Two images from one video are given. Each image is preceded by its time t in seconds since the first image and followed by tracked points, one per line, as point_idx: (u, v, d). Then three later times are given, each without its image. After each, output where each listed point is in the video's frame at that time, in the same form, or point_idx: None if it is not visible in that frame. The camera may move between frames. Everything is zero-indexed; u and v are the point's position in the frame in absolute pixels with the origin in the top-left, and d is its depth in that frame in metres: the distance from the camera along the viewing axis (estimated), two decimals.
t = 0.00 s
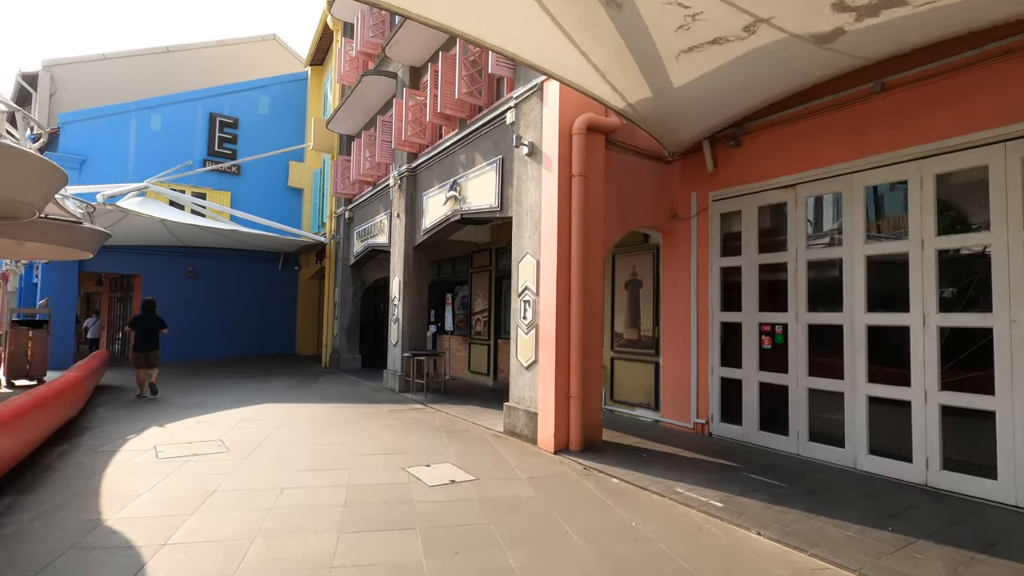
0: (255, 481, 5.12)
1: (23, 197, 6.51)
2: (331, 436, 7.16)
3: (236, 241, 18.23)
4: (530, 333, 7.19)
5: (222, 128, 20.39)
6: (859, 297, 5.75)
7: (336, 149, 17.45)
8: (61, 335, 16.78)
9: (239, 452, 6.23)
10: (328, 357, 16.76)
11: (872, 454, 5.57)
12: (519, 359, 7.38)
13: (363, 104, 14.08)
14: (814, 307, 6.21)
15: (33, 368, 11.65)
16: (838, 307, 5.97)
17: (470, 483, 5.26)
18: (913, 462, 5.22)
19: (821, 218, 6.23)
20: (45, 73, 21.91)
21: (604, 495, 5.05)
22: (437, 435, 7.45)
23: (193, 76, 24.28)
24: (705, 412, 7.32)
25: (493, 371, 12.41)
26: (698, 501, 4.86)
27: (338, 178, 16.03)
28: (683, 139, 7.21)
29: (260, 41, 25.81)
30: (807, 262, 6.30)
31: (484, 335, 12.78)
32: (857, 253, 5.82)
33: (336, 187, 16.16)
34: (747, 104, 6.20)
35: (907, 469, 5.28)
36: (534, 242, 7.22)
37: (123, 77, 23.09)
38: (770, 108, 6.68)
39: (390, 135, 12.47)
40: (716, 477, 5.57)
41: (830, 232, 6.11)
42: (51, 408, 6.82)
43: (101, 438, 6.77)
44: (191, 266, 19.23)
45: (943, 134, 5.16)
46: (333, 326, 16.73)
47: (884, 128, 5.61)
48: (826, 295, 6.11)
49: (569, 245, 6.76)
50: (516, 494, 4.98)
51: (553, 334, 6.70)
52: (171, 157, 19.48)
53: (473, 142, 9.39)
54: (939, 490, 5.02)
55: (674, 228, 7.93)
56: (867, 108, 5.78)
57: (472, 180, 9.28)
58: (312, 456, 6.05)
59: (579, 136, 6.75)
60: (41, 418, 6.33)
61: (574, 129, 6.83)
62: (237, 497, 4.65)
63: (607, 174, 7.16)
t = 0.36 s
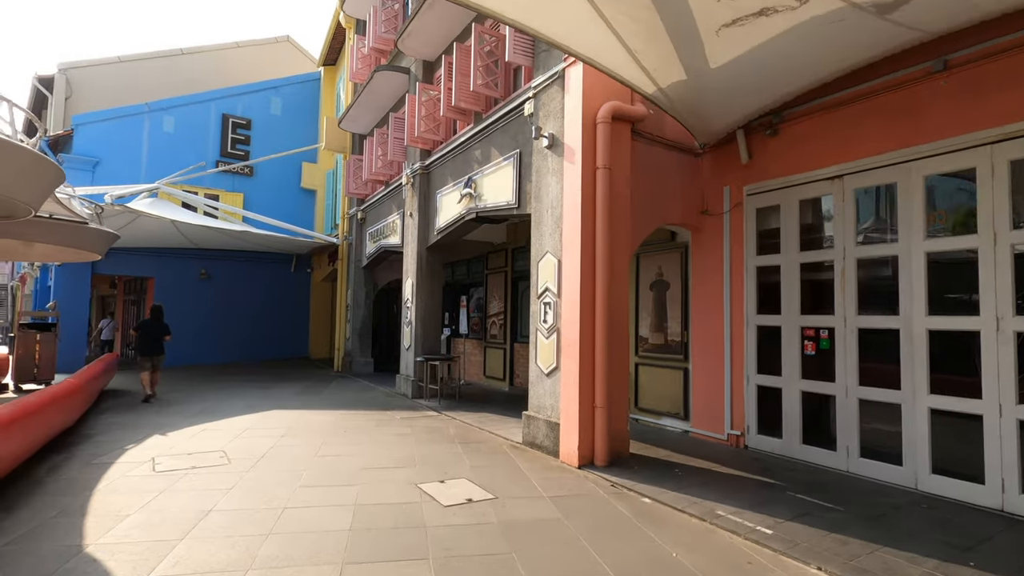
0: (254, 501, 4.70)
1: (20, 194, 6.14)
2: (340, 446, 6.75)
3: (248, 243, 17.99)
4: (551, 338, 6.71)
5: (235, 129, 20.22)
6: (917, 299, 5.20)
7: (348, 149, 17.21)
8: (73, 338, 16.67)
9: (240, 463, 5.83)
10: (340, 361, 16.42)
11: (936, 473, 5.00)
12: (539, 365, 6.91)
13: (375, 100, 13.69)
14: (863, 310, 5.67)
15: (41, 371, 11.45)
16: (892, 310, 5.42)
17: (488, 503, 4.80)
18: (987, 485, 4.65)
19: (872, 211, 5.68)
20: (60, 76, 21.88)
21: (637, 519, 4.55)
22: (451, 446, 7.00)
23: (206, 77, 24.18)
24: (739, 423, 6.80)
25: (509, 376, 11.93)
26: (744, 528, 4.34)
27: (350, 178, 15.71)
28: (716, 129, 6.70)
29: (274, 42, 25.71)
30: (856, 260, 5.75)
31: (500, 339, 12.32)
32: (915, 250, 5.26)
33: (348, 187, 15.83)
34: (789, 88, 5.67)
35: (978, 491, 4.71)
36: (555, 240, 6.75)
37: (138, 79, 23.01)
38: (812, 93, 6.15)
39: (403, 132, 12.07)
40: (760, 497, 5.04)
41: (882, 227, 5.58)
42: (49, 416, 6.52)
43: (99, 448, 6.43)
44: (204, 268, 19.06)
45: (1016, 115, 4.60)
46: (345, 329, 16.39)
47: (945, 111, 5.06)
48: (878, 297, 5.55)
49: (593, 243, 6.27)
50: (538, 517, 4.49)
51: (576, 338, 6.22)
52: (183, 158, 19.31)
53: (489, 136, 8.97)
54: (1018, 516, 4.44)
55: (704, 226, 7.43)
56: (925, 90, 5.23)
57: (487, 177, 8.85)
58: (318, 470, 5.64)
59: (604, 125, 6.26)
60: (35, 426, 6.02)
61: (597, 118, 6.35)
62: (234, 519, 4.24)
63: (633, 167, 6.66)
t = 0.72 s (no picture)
0: (273, 518, 4.35)
1: (36, 193, 6.01)
2: (365, 456, 6.37)
3: (277, 246, 17.96)
4: (590, 341, 6.24)
5: (264, 133, 20.26)
6: (1014, 299, 4.55)
7: (375, 150, 17.01)
8: (107, 340, 16.84)
9: (261, 474, 5.51)
10: (367, 365, 16.19)
11: None
12: (576, 371, 6.44)
13: (402, 99, 13.42)
14: (945, 311, 5.04)
15: (71, 374, 11.48)
16: (983, 311, 4.77)
17: (526, 524, 4.35)
18: None
19: (955, 200, 5.05)
20: (97, 84, 22.32)
21: (693, 546, 4.05)
22: (483, 457, 6.57)
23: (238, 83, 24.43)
24: (798, 436, 6.21)
25: (540, 381, 11.47)
26: (821, 560, 3.79)
27: (377, 179, 15.48)
28: (770, 114, 6.13)
29: (303, 47, 25.84)
30: (937, 256, 5.12)
31: (530, 343, 11.87)
32: (1010, 243, 4.62)
33: (375, 189, 15.61)
34: (859, 64, 5.09)
35: None
36: (594, 236, 6.28)
37: (171, 86, 23.35)
38: (882, 70, 5.54)
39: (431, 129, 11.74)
40: (832, 522, 4.47)
41: (967, 218, 4.94)
42: (69, 419, 6.29)
43: (118, 456, 6.19)
44: (233, 272, 19.10)
45: None
46: (372, 333, 16.15)
47: None
48: (966, 296, 4.91)
49: (637, 239, 5.77)
50: (583, 543, 4.01)
51: (618, 342, 5.71)
52: (213, 162, 19.45)
53: (520, 130, 8.56)
54: None
55: (755, 220, 6.86)
56: None
57: (519, 172, 8.43)
58: (342, 484, 5.27)
59: (647, 111, 5.76)
60: (52, 430, 5.77)
61: (640, 104, 5.85)
62: (251, 540, 3.88)
63: (679, 156, 6.15)
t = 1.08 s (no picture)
0: (270, 543, 3.95)
1: (23, 187, 5.74)
2: (373, 469, 5.98)
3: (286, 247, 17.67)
4: (614, 347, 5.80)
5: (272, 132, 19.99)
6: None
7: (384, 148, 16.69)
8: (113, 342, 16.63)
9: (260, 489, 5.12)
10: (376, 368, 15.86)
11: None
12: (599, 379, 5.99)
13: (412, 95, 13.07)
14: (1013, 315, 4.54)
15: (74, 377, 11.21)
16: None
17: (551, 552, 3.90)
18: None
19: None
20: (106, 85, 22.20)
21: None
22: (498, 470, 6.15)
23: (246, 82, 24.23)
24: (841, 451, 5.72)
25: (554, 387, 11.04)
26: None
27: (386, 178, 15.13)
28: (811, 101, 5.65)
29: (311, 47, 25.63)
30: (1004, 254, 4.62)
31: (544, 347, 11.45)
32: None
33: (384, 188, 15.25)
34: (917, 42, 4.61)
35: None
36: (619, 233, 5.84)
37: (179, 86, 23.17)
38: (938, 51, 5.05)
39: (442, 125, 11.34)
40: (894, 552, 3.99)
41: None
42: (62, 425, 5.99)
43: (112, 467, 5.84)
44: (242, 273, 18.83)
45: None
46: (381, 335, 15.80)
47: None
48: None
49: (667, 236, 5.32)
50: None
51: (646, 347, 5.25)
52: (222, 162, 19.22)
53: (535, 123, 8.16)
54: None
55: (790, 216, 6.40)
56: None
57: (535, 167, 8.01)
58: (348, 502, 4.87)
59: (678, 97, 5.31)
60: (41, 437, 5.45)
61: (669, 90, 5.40)
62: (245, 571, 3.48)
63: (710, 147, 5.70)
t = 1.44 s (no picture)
0: (266, 572, 3.53)
1: (12, 183, 5.43)
2: (383, 484, 5.55)
3: (296, 247, 17.38)
4: (644, 351, 5.32)
5: (283, 132, 19.74)
6: None
7: (395, 146, 16.33)
8: (123, 345, 16.45)
9: (260, 508, 4.71)
10: (387, 371, 15.47)
11: None
12: (628, 386, 5.51)
13: (424, 90, 12.68)
14: None
15: (78, 381, 10.94)
16: None
17: None
18: None
19: None
20: (118, 85, 22.02)
21: None
22: (517, 485, 5.69)
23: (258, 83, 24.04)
24: (898, 466, 5.18)
25: (573, 392, 10.55)
26: None
27: (397, 176, 14.74)
28: (862, 80, 5.13)
29: (323, 47, 25.39)
30: None
31: (562, 350, 10.97)
32: None
33: (395, 186, 14.87)
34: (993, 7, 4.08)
35: None
36: (649, 227, 5.35)
37: (191, 87, 23.00)
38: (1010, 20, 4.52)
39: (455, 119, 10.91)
40: None
41: None
42: (51, 435, 5.64)
43: (105, 480, 5.47)
44: (252, 274, 18.57)
45: None
46: (392, 337, 15.41)
47: None
48: None
49: (705, 229, 4.83)
50: None
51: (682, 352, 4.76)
52: (232, 162, 18.99)
53: (554, 113, 7.70)
54: None
55: (835, 209, 5.88)
56: None
57: (554, 160, 7.56)
58: (355, 523, 4.44)
59: (716, 76, 4.82)
60: (25, 449, 5.10)
61: (706, 69, 4.91)
62: None
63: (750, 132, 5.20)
